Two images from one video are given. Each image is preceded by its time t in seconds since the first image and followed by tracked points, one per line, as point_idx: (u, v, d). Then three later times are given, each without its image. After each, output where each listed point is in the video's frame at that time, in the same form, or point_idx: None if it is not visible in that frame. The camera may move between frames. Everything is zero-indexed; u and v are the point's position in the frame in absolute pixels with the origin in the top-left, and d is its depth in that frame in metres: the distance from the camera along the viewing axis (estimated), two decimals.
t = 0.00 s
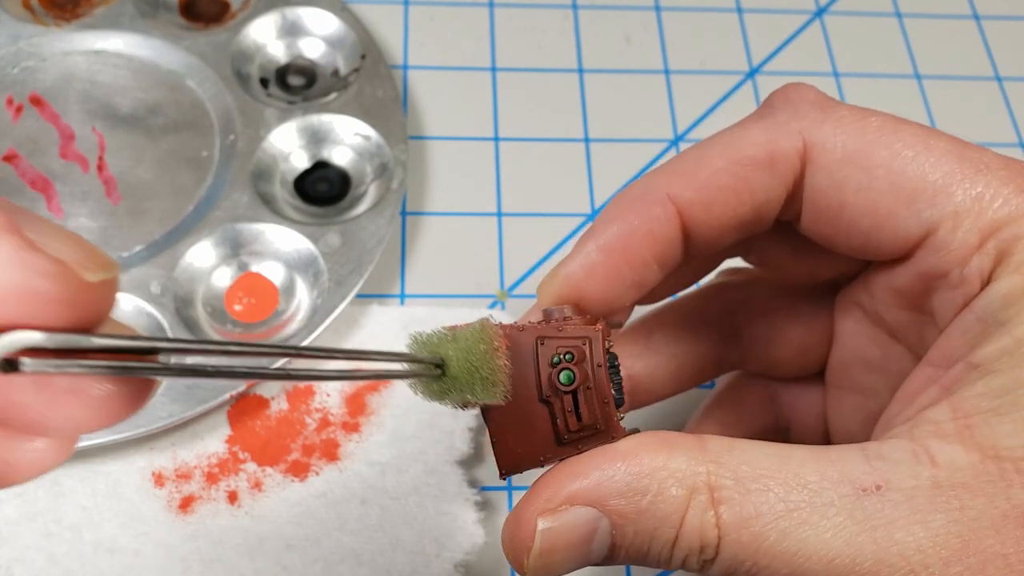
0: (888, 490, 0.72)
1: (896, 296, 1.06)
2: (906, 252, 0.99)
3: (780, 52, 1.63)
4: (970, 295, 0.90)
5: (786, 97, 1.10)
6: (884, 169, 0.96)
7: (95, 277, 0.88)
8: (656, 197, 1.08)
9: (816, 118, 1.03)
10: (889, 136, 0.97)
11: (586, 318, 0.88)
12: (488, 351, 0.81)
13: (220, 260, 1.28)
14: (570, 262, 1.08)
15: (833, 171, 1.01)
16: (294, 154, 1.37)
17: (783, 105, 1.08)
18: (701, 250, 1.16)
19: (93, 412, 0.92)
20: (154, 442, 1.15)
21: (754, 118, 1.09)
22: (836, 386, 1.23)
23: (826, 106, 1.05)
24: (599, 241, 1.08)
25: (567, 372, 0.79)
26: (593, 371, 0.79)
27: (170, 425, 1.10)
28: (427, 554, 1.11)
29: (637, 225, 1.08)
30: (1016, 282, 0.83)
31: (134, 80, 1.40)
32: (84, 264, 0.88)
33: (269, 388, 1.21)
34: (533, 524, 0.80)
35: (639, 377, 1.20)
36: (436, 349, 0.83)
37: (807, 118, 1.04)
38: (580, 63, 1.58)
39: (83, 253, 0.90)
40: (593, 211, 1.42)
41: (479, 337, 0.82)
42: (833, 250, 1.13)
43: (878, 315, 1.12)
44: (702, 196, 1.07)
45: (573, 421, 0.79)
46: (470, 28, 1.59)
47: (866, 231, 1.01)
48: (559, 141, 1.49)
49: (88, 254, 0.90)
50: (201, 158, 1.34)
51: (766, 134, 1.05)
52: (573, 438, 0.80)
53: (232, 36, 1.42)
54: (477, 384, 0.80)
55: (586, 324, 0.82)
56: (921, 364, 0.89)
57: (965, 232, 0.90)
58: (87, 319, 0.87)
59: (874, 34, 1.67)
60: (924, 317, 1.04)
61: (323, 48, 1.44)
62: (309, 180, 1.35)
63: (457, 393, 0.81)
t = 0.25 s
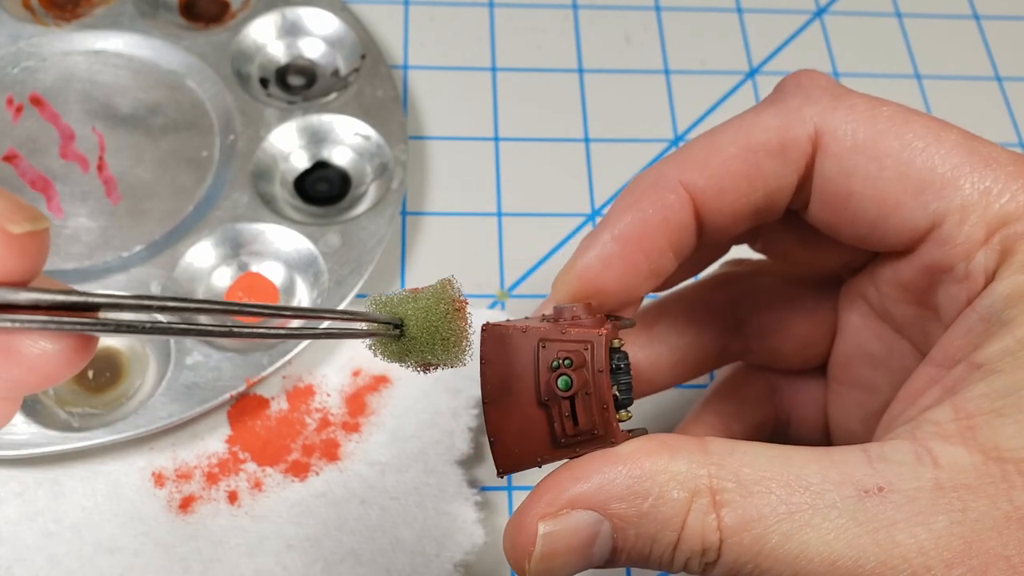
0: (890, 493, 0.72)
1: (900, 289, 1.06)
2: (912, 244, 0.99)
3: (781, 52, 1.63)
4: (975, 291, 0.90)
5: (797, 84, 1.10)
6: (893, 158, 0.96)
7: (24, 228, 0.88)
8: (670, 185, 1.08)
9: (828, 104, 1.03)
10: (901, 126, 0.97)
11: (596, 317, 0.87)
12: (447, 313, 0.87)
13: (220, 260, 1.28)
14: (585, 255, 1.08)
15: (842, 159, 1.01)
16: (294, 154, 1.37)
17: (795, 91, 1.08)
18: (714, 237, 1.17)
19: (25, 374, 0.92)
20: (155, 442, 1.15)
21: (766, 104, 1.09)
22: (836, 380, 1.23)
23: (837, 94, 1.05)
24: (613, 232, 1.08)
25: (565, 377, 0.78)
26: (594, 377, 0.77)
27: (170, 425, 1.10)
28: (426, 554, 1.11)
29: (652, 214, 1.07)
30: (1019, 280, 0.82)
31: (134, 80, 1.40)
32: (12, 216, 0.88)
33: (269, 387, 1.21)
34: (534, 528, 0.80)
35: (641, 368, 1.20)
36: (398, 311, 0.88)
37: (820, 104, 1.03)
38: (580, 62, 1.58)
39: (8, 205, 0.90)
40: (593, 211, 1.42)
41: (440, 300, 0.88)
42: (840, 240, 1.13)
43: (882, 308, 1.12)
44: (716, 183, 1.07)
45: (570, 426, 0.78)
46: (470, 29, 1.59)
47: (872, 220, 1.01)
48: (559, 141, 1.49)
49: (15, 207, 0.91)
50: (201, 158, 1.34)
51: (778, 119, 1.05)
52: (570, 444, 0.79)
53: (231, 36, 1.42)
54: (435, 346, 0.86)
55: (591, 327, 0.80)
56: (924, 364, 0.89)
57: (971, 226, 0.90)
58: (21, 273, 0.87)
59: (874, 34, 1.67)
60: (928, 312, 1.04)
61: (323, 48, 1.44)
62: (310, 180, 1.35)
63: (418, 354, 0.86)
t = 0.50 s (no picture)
0: (892, 494, 0.72)
1: (903, 289, 1.06)
2: (915, 243, 0.99)
3: (780, 52, 1.63)
4: (978, 290, 0.90)
5: (799, 83, 1.10)
6: (897, 157, 0.96)
7: (47, 245, 0.88)
8: (673, 184, 1.08)
9: (831, 103, 1.03)
10: (904, 125, 0.97)
11: (598, 317, 0.87)
12: (469, 322, 0.81)
13: (220, 260, 1.28)
14: (587, 253, 1.07)
15: (846, 157, 1.00)
16: (294, 154, 1.37)
17: (797, 90, 1.08)
18: (716, 235, 1.17)
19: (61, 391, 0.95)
20: (155, 442, 1.15)
21: (770, 103, 1.09)
22: (837, 378, 1.23)
23: (839, 92, 1.05)
24: (616, 230, 1.07)
25: (565, 379, 0.78)
26: (596, 378, 0.77)
27: (170, 424, 1.10)
28: (426, 554, 1.11)
29: (655, 212, 1.07)
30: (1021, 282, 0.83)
31: (134, 80, 1.40)
32: (34, 233, 0.88)
33: (269, 388, 1.21)
34: (535, 529, 0.80)
35: (641, 366, 1.20)
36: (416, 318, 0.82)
37: (823, 103, 1.03)
38: (580, 63, 1.58)
39: (31, 220, 0.89)
40: (593, 211, 1.42)
41: (460, 309, 0.82)
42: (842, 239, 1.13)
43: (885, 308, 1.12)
44: (719, 181, 1.07)
45: (570, 428, 0.79)
46: (470, 29, 1.59)
47: (876, 219, 1.01)
48: (559, 141, 1.49)
49: (37, 223, 0.89)
50: (201, 158, 1.34)
51: (781, 118, 1.05)
52: (570, 444, 0.80)
53: (231, 36, 1.42)
54: (456, 356, 0.80)
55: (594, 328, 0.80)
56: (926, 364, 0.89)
57: (975, 226, 0.91)
58: (39, 291, 0.88)
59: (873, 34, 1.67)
60: (930, 312, 1.04)
61: (323, 48, 1.44)
62: (309, 180, 1.35)
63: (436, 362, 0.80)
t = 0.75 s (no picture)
0: (895, 495, 0.72)
1: (905, 289, 1.06)
2: (918, 243, 0.99)
3: (780, 52, 1.63)
4: (981, 291, 0.90)
5: (801, 83, 1.10)
6: (900, 157, 0.96)
7: (113, 273, 0.86)
8: (676, 183, 1.08)
9: (833, 103, 1.03)
10: (907, 125, 0.97)
11: (599, 317, 0.86)
12: (502, 338, 0.81)
13: (220, 260, 1.28)
14: (589, 254, 1.07)
15: (849, 156, 1.01)
16: (294, 154, 1.37)
17: (799, 90, 1.08)
18: (718, 235, 1.17)
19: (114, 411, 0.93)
20: (154, 442, 1.15)
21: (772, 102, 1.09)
22: (836, 378, 1.23)
23: (842, 92, 1.05)
24: (618, 230, 1.07)
25: (568, 378, 0.77)
26: (598, 378, 0.77)
27: (171, 424, 1.10)
28: (427, 554, 1.11)
29: (658, 212, 1.07)
30: None
31: (134, 80, 1.40)
32: (100, 259, 0.86)
33: (269, 388, 1.21)
34: (537, 529, 0.80)
35: (642, 365, 1.20)
36: (454, 337, 0.84)
37: (826, 102, 1.03)
38: (580, 63, 1.58)
39: (94, 246, 0.87)
40: (593, 211, 1.42)
41: (494, 325, 0.83)
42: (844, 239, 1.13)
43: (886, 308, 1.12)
44: (722, 181, 1.07)
45: (573, 427, 0.78)
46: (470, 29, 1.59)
47: (878, 219, 1.01)
48: (559, 141, 1.49)
49: (101, 249, 0.87)
50: (201, 158, 1.34)
51: (784, 117, 1.05)
52: (572, 444, 0.79)
53: (232, 36, 1.42)
54: (489, 372, 0.80)
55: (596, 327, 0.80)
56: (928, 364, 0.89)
57: (978, 226, 0.91)
58: (96, 318, 0.86)
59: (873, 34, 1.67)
60: (932, 312, 1.04)
61: (323, 48, 1.44)
62: (309, 180, 1.35)
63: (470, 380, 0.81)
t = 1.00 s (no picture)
0: (894, 493, 0.72)
1: (904, 289, 1.06)
2: (916, 243, 0.99)
3: (780, 52, 1.63)
4: (979, 290, 0.90)
5: (801, 82, 1.10)
6: (897, 158, 0.96)
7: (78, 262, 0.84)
8: (675, 184, 1.08)
9: (832, 103, 1.03)
10: (905, 125, 0.97)
11: (597, 317, 0.86)
12: (489, 333, 0.80)
13: (220, 261, 1.28)
14: (589, 253, 1.07)
15: (846, 157, 1.01)
16: (294, 154, 1.37)
17: (799, 90, 1.08)
18: (717, 236, 1.17)
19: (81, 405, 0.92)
20: (154, 442, 1.15)
21: (771, 102, 1.09)
22: (835, 378, 1.23)
23: (841, 92, 1.05)
24: (618, 231, 1.07)
25: (568, 377, 0.78)
26: (597, 377, 0.77)
27: (170, 425, 1.10)
28: (426, 554, 1.11)
29: (657, 212, 1.07)
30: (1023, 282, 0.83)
31: (134, 80, 1.40)
32: (64, 248, 0.84)
33: (269, 388, 1.21)
34: (538, 528, 0.80)
35: (641, 365, 1.20)
36: (436, 329, 0.82)
37: (824, 102, 1.03)
38: (580, 63, 1.58)
39: (61, 236, 0.85)
40: (593, 211, 1.42)
41: (480, 320, 0.81)
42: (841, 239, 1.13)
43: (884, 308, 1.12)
44: (721, 181, 1.07)
45: (572, 426, 0.78)
46: (470, 29, 1.59)
47: (876, 220, 1.01)
48: (559, 141, 1.49)
49: (68, 237, 0.85)
50: (201, 158, 1.34)
51: (783, 118, 1.05)
52: (571, 444, 0.79)
53: (231, 36, 1.42)
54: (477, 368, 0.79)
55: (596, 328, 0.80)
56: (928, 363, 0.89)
57: (976, 225, 0.91)
58: (69, 305, 0.86)
59: (873, 34, 1.67)
60: (931, 312, 1.04)
61: (322, 48, 1.44)
62: (309, 180, 1.35)
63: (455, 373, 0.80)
